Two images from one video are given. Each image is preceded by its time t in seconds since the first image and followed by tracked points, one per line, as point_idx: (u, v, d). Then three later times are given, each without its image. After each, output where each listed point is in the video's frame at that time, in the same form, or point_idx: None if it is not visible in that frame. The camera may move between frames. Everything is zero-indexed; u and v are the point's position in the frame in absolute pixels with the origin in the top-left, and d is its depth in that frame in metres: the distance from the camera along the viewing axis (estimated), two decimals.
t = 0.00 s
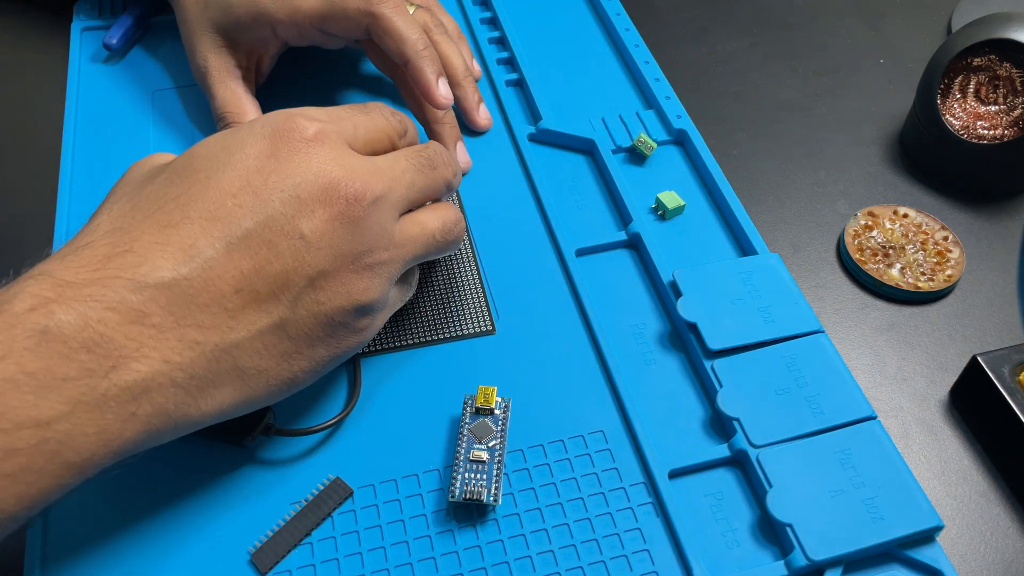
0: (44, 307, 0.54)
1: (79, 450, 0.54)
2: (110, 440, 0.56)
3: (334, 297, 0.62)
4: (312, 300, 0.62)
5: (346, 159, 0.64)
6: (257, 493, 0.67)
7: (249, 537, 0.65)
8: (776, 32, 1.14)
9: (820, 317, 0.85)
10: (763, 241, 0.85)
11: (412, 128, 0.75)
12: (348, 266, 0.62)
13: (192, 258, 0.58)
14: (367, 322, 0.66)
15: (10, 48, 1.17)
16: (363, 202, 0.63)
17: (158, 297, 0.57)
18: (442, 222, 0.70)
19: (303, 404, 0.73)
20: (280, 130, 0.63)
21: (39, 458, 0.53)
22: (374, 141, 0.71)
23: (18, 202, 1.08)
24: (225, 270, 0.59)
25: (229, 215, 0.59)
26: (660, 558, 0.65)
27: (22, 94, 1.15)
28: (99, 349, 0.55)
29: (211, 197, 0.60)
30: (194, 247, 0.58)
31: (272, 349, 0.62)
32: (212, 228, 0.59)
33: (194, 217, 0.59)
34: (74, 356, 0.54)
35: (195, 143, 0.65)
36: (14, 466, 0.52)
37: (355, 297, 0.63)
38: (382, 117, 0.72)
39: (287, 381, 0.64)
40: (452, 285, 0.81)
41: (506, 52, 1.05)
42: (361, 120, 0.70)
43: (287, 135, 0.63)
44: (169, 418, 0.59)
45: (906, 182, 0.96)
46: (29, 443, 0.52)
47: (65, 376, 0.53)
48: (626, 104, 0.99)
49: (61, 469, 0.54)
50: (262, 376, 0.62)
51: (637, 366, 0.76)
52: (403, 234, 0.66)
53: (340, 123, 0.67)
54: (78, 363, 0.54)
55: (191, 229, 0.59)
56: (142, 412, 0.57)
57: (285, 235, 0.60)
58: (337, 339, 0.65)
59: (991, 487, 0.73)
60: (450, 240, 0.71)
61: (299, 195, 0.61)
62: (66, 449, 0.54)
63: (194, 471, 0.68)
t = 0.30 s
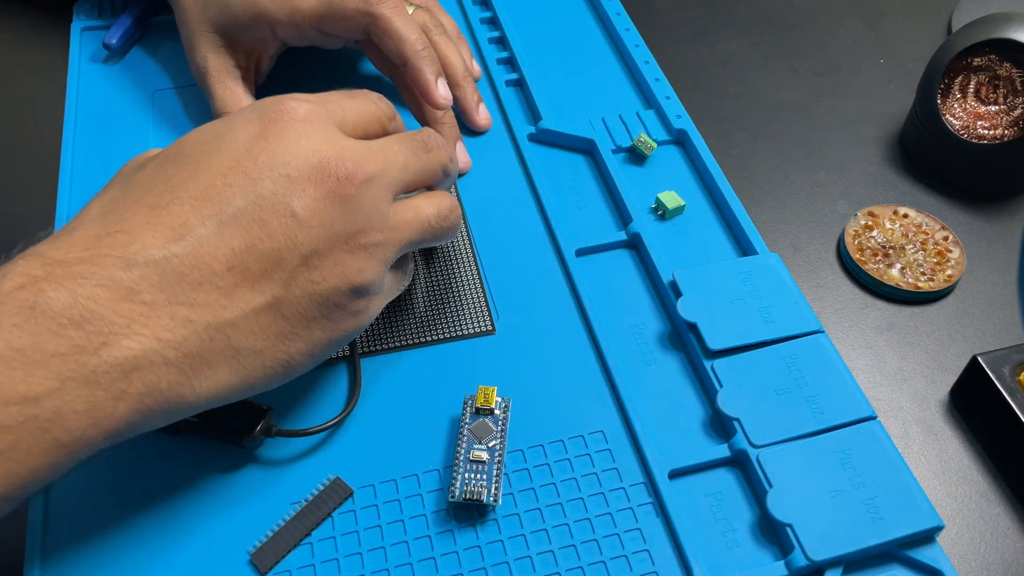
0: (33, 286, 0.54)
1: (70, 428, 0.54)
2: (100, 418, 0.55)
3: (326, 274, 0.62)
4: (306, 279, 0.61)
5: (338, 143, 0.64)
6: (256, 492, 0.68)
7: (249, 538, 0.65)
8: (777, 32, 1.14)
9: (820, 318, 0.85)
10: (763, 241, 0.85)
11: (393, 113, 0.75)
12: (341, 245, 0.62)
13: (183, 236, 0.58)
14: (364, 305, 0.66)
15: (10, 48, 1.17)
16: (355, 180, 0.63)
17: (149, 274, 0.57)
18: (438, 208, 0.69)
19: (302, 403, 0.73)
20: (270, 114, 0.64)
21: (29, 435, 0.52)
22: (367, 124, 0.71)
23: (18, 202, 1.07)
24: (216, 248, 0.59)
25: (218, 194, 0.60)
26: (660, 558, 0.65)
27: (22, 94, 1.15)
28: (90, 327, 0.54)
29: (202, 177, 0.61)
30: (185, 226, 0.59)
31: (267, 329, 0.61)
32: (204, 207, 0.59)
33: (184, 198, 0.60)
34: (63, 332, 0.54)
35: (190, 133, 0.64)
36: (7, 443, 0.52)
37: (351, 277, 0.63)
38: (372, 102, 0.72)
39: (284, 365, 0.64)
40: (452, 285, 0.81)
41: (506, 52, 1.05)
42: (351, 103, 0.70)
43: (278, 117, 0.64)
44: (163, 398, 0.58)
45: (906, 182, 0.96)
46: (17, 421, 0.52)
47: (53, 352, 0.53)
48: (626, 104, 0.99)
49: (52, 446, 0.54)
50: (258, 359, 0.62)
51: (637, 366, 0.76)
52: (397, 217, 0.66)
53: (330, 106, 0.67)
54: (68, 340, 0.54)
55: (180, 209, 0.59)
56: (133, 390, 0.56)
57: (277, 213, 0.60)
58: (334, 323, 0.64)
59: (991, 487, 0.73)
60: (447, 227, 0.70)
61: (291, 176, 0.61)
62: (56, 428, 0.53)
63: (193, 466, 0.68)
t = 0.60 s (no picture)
0: (35, 285, 0.54)
1: (71, 429, 0.54)
2: (102, 419, 0.55)
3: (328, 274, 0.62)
4: (308, 280, 0.61)
5: (341, 144, 0.64)
6: (258, 493, 0.67)
7: (249, 537, 0.65)
8: (776, 31, 1.14)
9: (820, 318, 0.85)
10: (763, 241, 0.85)
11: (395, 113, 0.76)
12: (344, 245, 0.62)
13: (185, 236, 0.58)
14: (364, 305, 0.66)
15: (10, 49, 1.17)
16: (358, 180, 0.63)
17: (152, 275, 0.57)
18: (439, 209, 0.70)
19: (302, 404, 0.73)
20: (273, 114, 0.63)
21: (29, 436, 0.52)
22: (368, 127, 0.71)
23: (18, 202, 1.08)
24: (219, 248, 0.59)
25: (220, 193, 0.60)
26: (660, 558, 0.65)
27: (22, 94, 1.15)
28: (91, 329, 0.54)
29: (203, 175, 0.60)
30: (187, 226, 0.59)
31: (269, 329, 0.61)
32: (205, 208, 0.59)
33: (186, 197, 0.60)
34: (65, 332, 0.54)
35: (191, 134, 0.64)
36: (7, 444, 0.52)
37: (353, 278, 0.63)
38: (372, 104, 0.72)
39: (284, 366, 0.64)
40: (451, 284, 0.81)
41: (505, 52, 1.05)
42: (351, 105, 0.70)
43: (280, 116, 0.63)
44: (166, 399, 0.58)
45: (906, 182, 0.96)
46: (18, 421, 0.52)
47: (54, 353, 0.53)
48: (626, 104, 0.99)
49: (52, 446, 0.53)
50: (259, 361, 0.62)
51: (637, 366, 0.76)
52: (399, 217, 0.66)
53: (331, 107, 0.67)
54: (69, 340, 0.54)
55: (183, 209, 0.59)
56: (136, 392, 0.56)
57: (280, 213, 0.60)
58: (335, 324, 0.65)
59: (991, 487, 0.73)
60: (447, 227, 0.71)
61: (293, 176, 0.61)
62: (57, 429, 0.53)
63: (192, 465, 0.68)
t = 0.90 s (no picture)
0: (37, 283, 0.54)
1: (73, 426, 0.54)
2: (105, 417, 0.55)
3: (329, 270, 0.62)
4: (310, 277, 0.62)
5: (343, 141, 0.64)
6: (259, 493, 0.67)
7: (250, 537, 0.65)
8: (776, 31, 1.14)
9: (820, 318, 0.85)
10: (763, 241, 0.85)
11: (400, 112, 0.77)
12: (346, 243, 0.62)
13: (187, 234, 0.58)
14: (365, 302, 0.66)
15: (10, 48, 1.17)
16: (359, 177, 0.63)
17: (155, 273, 0.57)
18: (441, 207, 0.70)
19: (302, 404, 0.73)
20: (273, 111, 0.63)
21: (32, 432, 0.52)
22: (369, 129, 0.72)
23: (18, 202, 1.08)
24: (221, 245, 0.59)
25: (222, 191, 0.60)
26: (661, 558, 0.65)
27: (22, 94, 1.15)
28: (95, 326, 0.54)
29: (205, 174, 0.60)
30: (189, 224, 0.59)
31: (272, 327, 0.62)
32: (208, 205, 0.59)
33: (188, 195, 0.60)
34: (67, 330, 0.53)
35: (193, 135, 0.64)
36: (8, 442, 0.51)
37: (355, 276, 0.63)
38: (372, 103, 0.72)
39: (286, 364, 0.64)
40: (451, 284, 0.81)
41: (506, 52, 1.05)
42: (352, 103, 0.70)
43: (281, 113, 0.63)
44: (169, 398, 0.58)
45: (906, 182, 0.96)
46: (20, 418, 0.51)
47: (57, 350, 0.53)
48: (626, 104, 0.99)
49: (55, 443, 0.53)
50: (261, 358, 0.62)
51: (637, 366, 0.76)
52: (401, 215, 0.66)
53: (332, 105, 0.67)
54: (72, 338, 0.53)
55: (184, 207, 0.59)
56: (139, 389, 0.56)
57: (281, 210, 0.60)
58: (336, 322, 0.65)
59: (991, 487, 0.73)
60: (449, 225, 0.71)
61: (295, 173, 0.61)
62: (59, 426, 0.53)
63: (192, 466, 0.68)
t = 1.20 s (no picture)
0: (36, 276, 0.54)
1: (73, 419, 0.54)
2: (105, 409, 0.55)
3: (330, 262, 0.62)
4: (311, 268, 0.62)
5: (343, 134, 0.64)
6: (259, 493, 0.68)
7: (250, 538, 0.65)
8: (776, 31, 1.14)
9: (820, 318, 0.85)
10: (763, 241, 0.85)
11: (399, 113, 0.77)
12: (346, 235, 0.62)
13: (186, 226, 0.58)
14: (366, 295, 0.66)
15: (10, 49, 1.17)
16: (358, 169, 0.63)
17: (154, 265, 0.57)
18: (441, 202, 0.70)
19: (303, 404, 0.73)
20: (271, 104, 0.63)
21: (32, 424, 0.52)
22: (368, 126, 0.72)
23: (17, 202, 1.08)
24: (220, 237, 0.59)
25: (220, 183, 0.60)
26: (660, 559, 0.65)
27: (22, 94, 1.15)
28: (94, 319, 0.54)
29: (204, 167, 0.60)
30: (188, 216, 0.59)
31: (272, 319, 0.61)
32: (206, 196, 0.59)
33: (186, 188, 0.60)
34: (67, 322, 0.54)
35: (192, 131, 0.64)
36: (9, 434, 0.51)
37: (357, 268, 0.63)
38: (370, 100, 0.73)
39: (287, 357, 0.64)
40: (451, 285, 0.81)
41: (506, 52, 1.05)
42: (351, 100, 0.70)
43: (280, 106, 0.63)
44: (169, 391, 0.58)
45: (906, 182, 0.96)
46: (19, 410, 0.51)
47: (56, 342, 0.53)
48: (626, 104, 0.99)
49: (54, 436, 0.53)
50: (262, 351, 0.62)
51: (637, 366, 0.76)
52: (401, 208, 0.66)
53: (331, 99, 0.67)
54: (71, 330, 0.54)
55: (183, 199, 0.59)
56: (138, 381, 0.56)
57: (281, 202, 0.60)
58: (337, 315, 0.65)
59: (991, 487, 0.73)
60: (450, 220, 0.71)
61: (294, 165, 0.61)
62: (59, 418, 0.53)
63: (193, 466, 0.68)
